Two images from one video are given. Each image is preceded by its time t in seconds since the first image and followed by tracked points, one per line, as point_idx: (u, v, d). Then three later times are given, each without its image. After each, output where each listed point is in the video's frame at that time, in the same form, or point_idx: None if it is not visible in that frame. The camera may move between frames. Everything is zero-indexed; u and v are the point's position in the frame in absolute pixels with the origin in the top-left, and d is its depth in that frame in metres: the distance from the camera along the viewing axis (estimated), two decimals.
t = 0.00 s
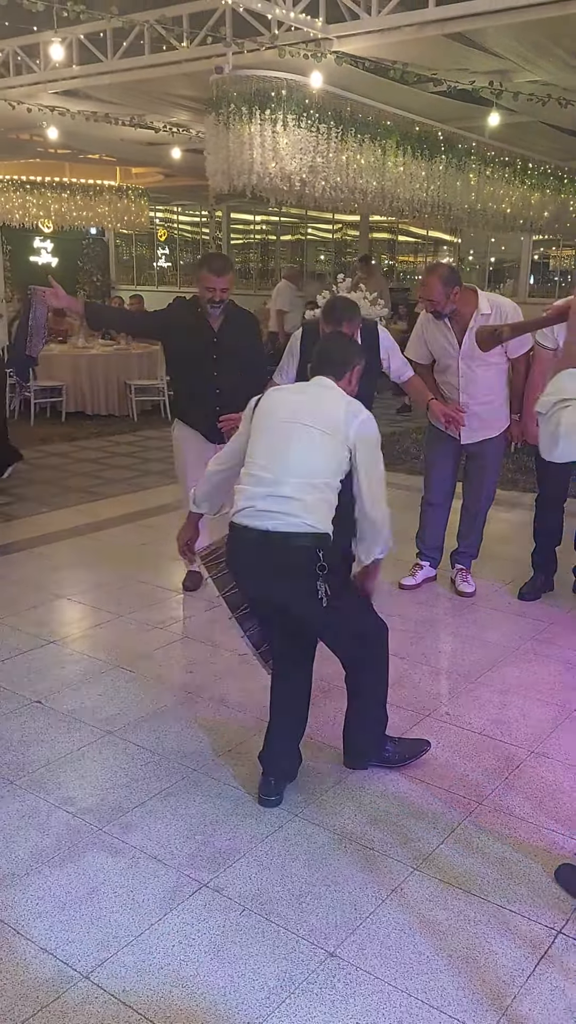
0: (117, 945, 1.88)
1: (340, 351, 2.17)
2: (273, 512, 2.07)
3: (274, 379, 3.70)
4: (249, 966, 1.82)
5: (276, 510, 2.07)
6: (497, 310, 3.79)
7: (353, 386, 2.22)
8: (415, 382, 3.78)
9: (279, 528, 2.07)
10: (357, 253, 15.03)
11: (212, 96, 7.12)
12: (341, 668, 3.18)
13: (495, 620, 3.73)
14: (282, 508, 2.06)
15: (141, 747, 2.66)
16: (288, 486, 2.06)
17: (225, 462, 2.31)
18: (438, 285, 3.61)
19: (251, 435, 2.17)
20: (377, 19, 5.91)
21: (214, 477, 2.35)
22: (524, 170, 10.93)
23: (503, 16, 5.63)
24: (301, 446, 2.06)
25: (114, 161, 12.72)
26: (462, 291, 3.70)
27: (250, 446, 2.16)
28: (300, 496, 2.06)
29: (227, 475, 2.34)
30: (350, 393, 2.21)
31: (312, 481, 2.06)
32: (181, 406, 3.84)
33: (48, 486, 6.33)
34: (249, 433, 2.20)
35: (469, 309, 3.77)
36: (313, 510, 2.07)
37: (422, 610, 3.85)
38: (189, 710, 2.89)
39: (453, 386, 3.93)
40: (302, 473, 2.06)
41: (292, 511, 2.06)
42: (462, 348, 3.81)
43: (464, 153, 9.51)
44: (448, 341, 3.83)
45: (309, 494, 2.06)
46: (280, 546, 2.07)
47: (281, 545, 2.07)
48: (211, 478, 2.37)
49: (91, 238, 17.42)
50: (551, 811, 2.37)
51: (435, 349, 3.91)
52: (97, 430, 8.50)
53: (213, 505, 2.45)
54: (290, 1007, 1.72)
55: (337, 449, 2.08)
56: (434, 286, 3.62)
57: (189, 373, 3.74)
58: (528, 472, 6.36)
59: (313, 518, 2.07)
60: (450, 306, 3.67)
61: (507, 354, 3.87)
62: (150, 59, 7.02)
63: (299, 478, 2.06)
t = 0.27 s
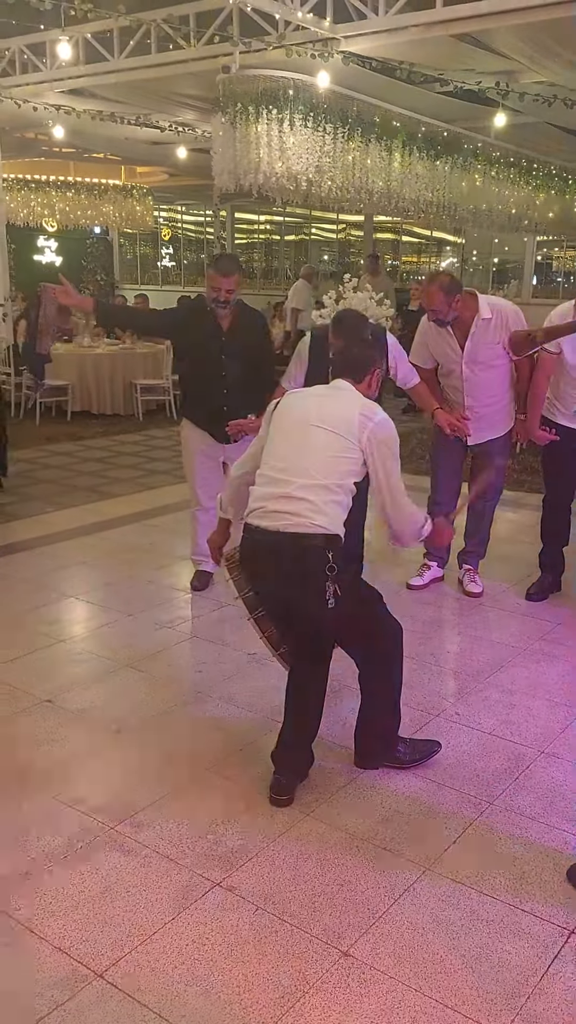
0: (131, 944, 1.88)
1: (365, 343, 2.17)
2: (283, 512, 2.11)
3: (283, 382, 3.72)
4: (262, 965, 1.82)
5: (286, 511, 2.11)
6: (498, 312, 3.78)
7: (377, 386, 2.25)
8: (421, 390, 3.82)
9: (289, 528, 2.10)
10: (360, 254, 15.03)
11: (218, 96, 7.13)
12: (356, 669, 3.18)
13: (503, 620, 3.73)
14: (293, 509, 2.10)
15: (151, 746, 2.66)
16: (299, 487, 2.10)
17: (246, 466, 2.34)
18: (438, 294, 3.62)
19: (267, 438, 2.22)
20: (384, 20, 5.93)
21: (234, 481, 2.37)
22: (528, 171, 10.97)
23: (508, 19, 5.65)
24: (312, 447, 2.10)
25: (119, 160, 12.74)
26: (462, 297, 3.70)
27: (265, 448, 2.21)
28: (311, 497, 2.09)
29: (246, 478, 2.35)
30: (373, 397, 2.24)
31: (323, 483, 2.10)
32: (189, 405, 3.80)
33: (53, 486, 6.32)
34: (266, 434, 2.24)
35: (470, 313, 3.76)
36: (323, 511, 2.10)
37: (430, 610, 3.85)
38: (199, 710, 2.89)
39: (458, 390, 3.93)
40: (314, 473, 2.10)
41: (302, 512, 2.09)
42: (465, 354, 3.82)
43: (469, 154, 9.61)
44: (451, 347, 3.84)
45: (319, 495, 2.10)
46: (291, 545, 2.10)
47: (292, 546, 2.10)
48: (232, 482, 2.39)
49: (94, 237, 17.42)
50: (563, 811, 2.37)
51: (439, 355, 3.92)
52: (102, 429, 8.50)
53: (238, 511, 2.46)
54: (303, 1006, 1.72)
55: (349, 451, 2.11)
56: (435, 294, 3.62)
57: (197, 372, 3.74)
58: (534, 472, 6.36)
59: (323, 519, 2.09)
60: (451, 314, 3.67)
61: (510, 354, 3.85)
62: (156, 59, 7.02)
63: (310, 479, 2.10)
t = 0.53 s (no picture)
0: (137, 943, 1.87)
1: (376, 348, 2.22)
2: (290, 513, 2.11)
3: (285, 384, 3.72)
4: (269, 965, 1.80)
5: (292, 512, 2.11)
6: (494, 315, 3.77)
7: (386, 391, 2.27)
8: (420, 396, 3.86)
9: (294, 528, 2.10)
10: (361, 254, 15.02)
11: (220, 95, 7.11)
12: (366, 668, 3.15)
13: (507, 620, 3.72)
14: (298, 510, 2.10)
15: (155, 746, 2.65)
16: (305, 488, 2.11)
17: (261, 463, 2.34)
18: (434, 302, 3.61)
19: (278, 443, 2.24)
20: (386, 18, 5.92)
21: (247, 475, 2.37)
22: (530, 171, 10.96)
23: (511, 18, 5.64)
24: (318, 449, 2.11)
25: (120, 159, 12.72)
26: (457, 303, 3.70)
27: (277, 454, 2.23)
28: (316, 498, 2.09)
29: (257, 475, 2.35)
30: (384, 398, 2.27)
31: (329, 484, 2.09)
32: (192, 405, 3.79)
33: (54, 486, 6.31)
34: (278, 437, 2.26)
35: (465, 319, 3.76)
36: (329, 511, 2.08)
37: (433, 609, 3.84)
38: (203, 709, 2.88)
39: (458, 394, 3.94)
40: (322, 473, 2.10)
41: (307, 513, 2.09)
42: (463, 360, 3.83)
43: (472, 153, 9.63)
44: (449, 354, 3.85)
45: (324, 496, 2.09)
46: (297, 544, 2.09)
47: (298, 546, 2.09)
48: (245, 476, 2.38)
49: (94, 237, 17.40)
50: (572, 811, 2.35)
51: (438, 361, 3.92)
52: (102, 429, 8.49)
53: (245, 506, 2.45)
54: (310, 1005, 1.71)
55: (354, 452, 2.10)
56: (431, 303, 3.61)
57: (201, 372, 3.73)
58: (536, 473, 6.35)
59: (329, 520, 2.08)
60: (447, 321, 3.68)
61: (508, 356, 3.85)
62: (158, 58, 7.02)
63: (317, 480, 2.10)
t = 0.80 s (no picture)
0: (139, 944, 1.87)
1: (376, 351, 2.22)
2: (291, 513, 2.12)
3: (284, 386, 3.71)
4: (270, 965, 1.81)
5: (292, 513, 2.12)
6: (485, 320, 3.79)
7: (389, 389, 2.27)
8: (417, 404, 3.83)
9: (295, 529, 2.11)
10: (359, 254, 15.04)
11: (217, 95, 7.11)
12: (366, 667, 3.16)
13: (505, 620, 3.73)
14: (299, 510, 2.11)
15: (156, 747, 2.65)
16: (306, 489, 2.11)
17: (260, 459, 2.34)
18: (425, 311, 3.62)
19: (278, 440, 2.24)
20: (383, 20, 5.92)
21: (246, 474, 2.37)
22: (526, 171, 10.97)
23: (508, 19, 5.64)
24: (317, 450, 2.11)
25: (116, 160, 12.72)
26: (448, 310, 3.70)
27: (276, 451, 2.23)
28: (317, 499, 2.10)
29: (257, 475, 2.35)
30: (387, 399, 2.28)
31: (329, 485, 2.10)
32: (191, 405, 3.79)
33: (53, 486, 6.32)
34: (278, 436, 2.26)
35: (456, 325, 3.79)
36: (330, 513, 2.10)
37: (432, 609, 3.85)
38: (203, 710, 2.88)
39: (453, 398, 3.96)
40: (322, 473, 2.11)
41: (308, 514, 2.10)
42: (457, 365, 3.84)
43: (469, 154, 9.57)
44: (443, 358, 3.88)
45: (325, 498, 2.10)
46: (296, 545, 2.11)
47: (296, 549, 2.11)
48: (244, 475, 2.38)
49: (91, 238, 17.40)
50: (572, 810, 2.36)
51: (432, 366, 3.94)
52: (100, 430, 8.49)
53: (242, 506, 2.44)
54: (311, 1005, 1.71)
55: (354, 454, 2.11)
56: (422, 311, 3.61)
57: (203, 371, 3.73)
58: (534, 472, 6.36)
59: (329, 522, 2.10)
60: (439, 329, 3.69)
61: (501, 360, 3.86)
62: (155, 59, 7.01)
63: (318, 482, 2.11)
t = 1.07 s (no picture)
0: (141, 945, 1.88)
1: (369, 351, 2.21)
2: (296, 508, 2.10)
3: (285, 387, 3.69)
4: (272, 966, 1.81)
5: (297, 508, 2.10)
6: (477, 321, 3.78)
7: (385, 385, 2.29)
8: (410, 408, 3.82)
9: (300, 524, 2.09)
10: (357, 254, 15.03)
11: (216, 95, 7.10)
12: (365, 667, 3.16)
13: (505, 619, 3.74)
14: (304, 505, 2.09)
15: (156, 747, 2.66)
16: (310, 484, 2.10)
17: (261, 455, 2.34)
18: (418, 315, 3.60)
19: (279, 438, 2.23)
20: (381, 20, 5.90)
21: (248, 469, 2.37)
22: (525, 171, 10.95)
23: (507, 19, 5.63)
24: (322, 446, 2.10)
25: (114, 160, 12.70)
26: (440, 313, 3.68)
27: (278, 450, 2.22)
28: (322, 494, 2.09)
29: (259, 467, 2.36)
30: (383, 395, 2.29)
31: (334, 481, 2.09)
32: (192, 405, 3.79)
33: (52, 486, 6.32)
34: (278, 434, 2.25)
35: (449, 327, 3.77)
36: (335, 507, 2.09)
37: (432, 609, 3.85)
38: (203, 710, 2.89)
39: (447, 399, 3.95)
40: (327, 469, 2.10)
41: (314, 509, 2.08)
42: (451, 367, 3.84)
43: (467, 153, 9.52)
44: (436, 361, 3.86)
45: (331, 493, 2.09)
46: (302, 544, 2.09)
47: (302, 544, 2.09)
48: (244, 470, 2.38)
49: (89, 238, 17.39)
50: (573, 810, 2.36)
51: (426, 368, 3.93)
52: (99, 430, 8.49)
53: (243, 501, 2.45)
54: (313, 1006, 1.72)
55: (358, 450, 2.11)
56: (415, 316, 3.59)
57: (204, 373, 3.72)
58: (533, 471, 6.36)
59: (335, 517, 2.09)
60: (432, 333, 3.67)
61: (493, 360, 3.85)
62: (153, 59, 7.01)
63: (322, 476, 2.10)
